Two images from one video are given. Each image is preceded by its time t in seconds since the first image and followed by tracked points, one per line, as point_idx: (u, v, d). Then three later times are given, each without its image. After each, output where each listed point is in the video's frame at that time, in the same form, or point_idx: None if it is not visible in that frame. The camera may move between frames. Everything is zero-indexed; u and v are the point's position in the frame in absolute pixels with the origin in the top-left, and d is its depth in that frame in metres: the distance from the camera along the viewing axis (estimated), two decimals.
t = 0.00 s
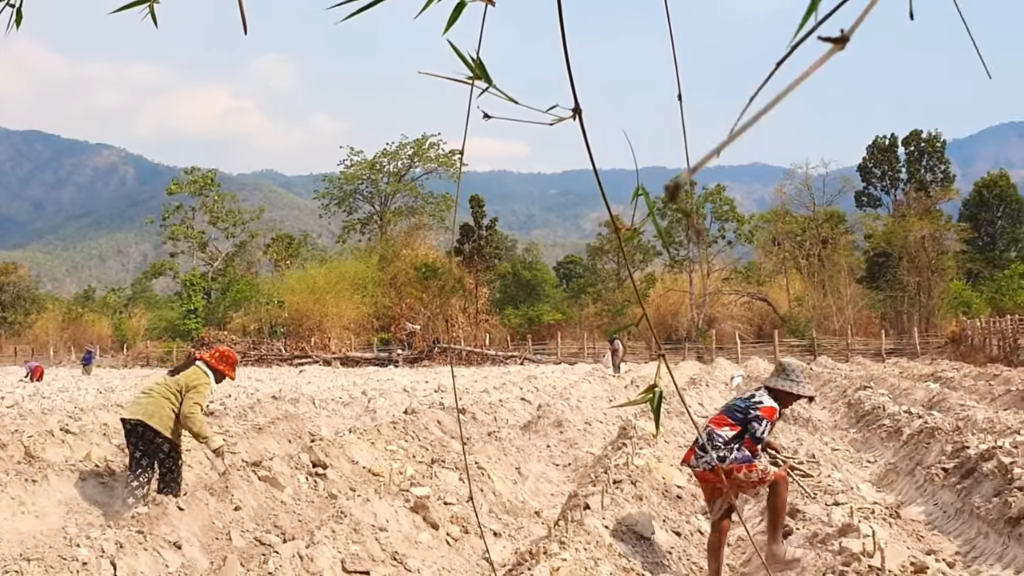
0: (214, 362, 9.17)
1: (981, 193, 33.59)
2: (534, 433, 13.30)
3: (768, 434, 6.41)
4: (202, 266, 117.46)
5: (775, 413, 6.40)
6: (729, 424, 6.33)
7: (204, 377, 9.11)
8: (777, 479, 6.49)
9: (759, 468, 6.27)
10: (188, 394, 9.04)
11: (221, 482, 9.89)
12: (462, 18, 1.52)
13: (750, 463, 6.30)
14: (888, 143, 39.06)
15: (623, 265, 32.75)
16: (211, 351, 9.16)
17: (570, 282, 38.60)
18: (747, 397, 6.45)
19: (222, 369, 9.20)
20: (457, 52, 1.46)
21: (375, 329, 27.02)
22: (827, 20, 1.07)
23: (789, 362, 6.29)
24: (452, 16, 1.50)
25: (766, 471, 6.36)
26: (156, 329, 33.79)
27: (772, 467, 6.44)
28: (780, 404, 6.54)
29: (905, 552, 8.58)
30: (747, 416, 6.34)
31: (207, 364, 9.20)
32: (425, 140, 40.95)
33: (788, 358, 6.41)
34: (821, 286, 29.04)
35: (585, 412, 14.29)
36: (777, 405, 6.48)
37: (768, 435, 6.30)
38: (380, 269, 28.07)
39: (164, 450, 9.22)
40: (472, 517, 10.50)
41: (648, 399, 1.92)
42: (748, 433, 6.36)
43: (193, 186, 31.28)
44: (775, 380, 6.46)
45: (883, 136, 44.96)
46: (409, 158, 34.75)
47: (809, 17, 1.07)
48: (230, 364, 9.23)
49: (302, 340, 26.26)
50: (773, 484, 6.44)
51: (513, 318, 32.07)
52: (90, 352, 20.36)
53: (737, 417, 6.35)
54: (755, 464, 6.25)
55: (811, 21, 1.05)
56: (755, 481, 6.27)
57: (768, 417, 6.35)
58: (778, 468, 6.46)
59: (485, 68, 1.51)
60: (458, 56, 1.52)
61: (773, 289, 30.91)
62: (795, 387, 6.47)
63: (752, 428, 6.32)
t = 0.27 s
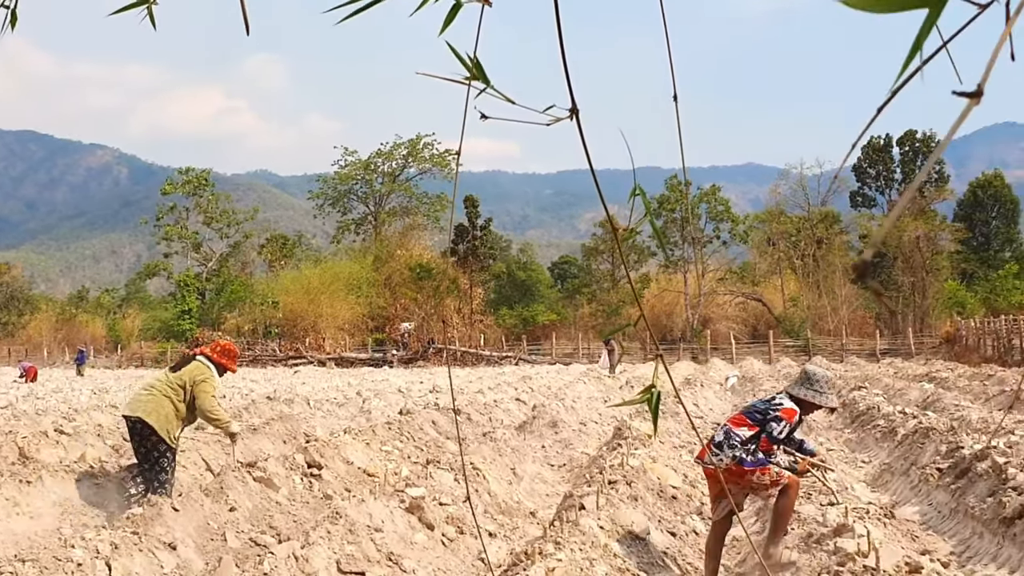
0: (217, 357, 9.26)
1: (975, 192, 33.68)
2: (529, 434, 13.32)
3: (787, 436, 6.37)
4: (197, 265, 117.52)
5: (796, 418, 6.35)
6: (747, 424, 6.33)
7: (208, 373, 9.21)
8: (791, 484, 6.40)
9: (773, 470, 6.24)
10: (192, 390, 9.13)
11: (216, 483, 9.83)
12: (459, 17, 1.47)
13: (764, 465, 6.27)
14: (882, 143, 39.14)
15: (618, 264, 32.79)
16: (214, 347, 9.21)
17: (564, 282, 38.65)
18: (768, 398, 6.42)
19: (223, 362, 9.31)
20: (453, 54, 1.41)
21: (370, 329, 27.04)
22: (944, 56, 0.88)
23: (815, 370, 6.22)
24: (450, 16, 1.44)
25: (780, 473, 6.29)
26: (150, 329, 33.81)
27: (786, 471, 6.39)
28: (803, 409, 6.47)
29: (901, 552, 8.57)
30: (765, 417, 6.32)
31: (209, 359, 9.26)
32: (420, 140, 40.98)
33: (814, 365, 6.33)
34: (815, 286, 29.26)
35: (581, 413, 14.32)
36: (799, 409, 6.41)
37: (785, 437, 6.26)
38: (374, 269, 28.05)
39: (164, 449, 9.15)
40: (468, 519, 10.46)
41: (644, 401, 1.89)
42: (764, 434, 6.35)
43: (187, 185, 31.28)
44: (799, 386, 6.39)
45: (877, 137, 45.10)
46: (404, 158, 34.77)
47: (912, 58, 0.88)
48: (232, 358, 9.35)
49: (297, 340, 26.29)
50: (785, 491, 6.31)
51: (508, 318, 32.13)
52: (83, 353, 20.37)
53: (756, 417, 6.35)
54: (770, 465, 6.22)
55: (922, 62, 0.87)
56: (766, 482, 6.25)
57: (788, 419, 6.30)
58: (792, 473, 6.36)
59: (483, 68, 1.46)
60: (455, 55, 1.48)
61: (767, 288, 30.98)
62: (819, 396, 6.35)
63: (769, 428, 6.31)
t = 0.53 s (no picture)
0: (222, 369, 9.17)
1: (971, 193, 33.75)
2: (525, 434, 13.36)
3: (799, 449, 6.33)
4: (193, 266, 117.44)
5: (811, 433, 6.33)
6: (762, 428, 6.33)
7: (211, 384, 9.15)
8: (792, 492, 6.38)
9: (778, 474, 6.23)
10: (194, 400, 9.11)
11: (212, 484, 9.76)
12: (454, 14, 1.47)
13: (768, 468, 6.25)
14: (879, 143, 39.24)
15: (613, 266, 32.88)
16: (219, 358, 9.13)
17: (560, 283, 38.72)
18: (788, 408, 6.42)
19: (229, 374, 9.23)
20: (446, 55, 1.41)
21: (366, 330, 27.07)
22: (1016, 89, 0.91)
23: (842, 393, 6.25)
24: (444, 16, 1.43)
25: (785, 479, 6.25)
26: (147, 330, 33.87)
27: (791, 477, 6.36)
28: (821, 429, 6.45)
29: (896, 552, 8.57)
30: (781, 425, 6.30)
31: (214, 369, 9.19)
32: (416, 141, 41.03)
33: (842, 389, 6.35)
34: (811, 287, 29.43)
35: (577, 413, 14.35)
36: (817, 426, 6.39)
37: (795, 447, 6.23)
38: (371, 270, 28.07)
39: (158, 450, 9.26)
40: (464, 519, 10.40)
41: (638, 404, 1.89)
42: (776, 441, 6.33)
43: (184, 186, 31.34)
44: (823, 407, 6.43)
45: (874, 137, 45.18)
46: (400, 159, 34.80)
47: (997, 86, 0.92)
48: (237, 371, 9.22)
49: (293, 341, 26.36)
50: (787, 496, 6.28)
51: (504, 319, 32.19)
52: (77, 353, 20.40)
53: (772, 424, 6.34)
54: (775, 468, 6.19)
55: (1002, 94, 0.90)
56: (770, 484, 6.24)
57: (804, 434, 6.28)
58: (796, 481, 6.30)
59: (479, 68, 1.46)
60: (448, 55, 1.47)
61: (763, 289, 31.03)
62: (839, 420, 6.36)
63: (782, 436, 6.28)
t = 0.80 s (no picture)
0: (220, 371, 9.18)
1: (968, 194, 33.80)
2: (522, 436, 13.38)
3: (797, 458, 6.31)
4: (190, 267, 117.30)
5: (813, 446, 6.31)
6: (766, 430, 6.36)
7: (208, 385, 9.14)
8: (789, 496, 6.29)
9: (774, 475, 6.18)
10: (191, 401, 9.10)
11: (209, 485, 9.72)
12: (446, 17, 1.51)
13: (763, 466, 6.23)
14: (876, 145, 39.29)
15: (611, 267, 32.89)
16: (218, 359, 9.15)
17: (558, 284, 38.72)
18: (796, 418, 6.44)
19: (228, 377, 9.24)
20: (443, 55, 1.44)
21: (363, 331, 27.07)
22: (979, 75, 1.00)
23: (849, 410, 6.12)
24: (438, 17, 1.46)
25: (779, 481, 6.19)
26: (144, 331, 33.81)
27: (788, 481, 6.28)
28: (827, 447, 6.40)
29: (893, 553, 8.57)
30: (783, 430, 6.32)
31: (213, 371, 9.20)
32: (414, 142, 41.06)
33: (850, 407, 6.26)
34: (809, 288, 29.51)
35: (574, 414, 14.37)
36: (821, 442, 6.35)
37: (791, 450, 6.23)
38: (368, 271, 28.05)
39: (156, 450, 9.12)
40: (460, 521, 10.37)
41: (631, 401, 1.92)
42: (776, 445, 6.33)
43: (181, 187, 31.35)
44: (832, 421, 6.30)
45: (871, 139, 45.24)
46: (398, 160, 34.86)
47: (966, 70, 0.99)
48: (236, 374, 9.23)
49: (290, 342, 26.40)
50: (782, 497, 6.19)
51: (502, 320, 32.22)
52: (72, 354, 20.37)
53: (776, 427, 6.35)
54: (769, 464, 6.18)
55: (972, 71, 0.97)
56: (761, 483, 6.20)
57: (806, 443, 6.27)
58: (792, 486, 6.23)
59: (471, 71, 1.48)
60: (442, 56, 1.50)
61: (761, 291, 31.06)
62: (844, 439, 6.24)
63: (782, 440, 6.28)
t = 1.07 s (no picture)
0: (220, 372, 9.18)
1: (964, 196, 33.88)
2: (519, 437, 13.40)
3: (780, 455, 6.34)
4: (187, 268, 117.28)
5: (794, 441, 6.35)
6: (748, 429, 6.37)
7: (207, 387, 9.13)
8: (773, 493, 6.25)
9: (757, 474, 6.17)
10: (188, 402, 9.09)
11: (206, 486, 9.69)
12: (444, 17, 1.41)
13: (746, 466, 6.22)
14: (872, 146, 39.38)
15: (608, 268, 32.95)
16: (217, 361, 9.15)
17: (555, 285, 38.74)
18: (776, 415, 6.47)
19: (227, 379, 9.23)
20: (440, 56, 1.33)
21: (360, 332, 27.10)
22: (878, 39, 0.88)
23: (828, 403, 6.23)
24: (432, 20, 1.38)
25: (763, 480, 6.18)
26: (141, 332, 33.80)
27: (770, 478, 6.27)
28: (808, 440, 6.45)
29: (890, 555, 8.57)
30: (765, 429, 6.33)
31: (212, 372, 9.20)
32: (411, 143, 41.08)
33: (830, 399, 6.33)
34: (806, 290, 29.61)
35: (571, 415, 14.37)
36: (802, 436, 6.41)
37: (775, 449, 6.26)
38: (366, 272, 28.05)
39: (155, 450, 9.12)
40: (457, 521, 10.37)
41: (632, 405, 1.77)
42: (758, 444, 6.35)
43: (179, 188, 31.34)
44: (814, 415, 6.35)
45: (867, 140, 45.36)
46: (395, 161, 34.88)
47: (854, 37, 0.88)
48: (235, 376, 9.22)
49: (287, 343, 26.24)
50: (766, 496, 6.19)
51: (499, 322, 32.27)
52: (67, 356, 20.34)
53: (757, 426, 6.37)
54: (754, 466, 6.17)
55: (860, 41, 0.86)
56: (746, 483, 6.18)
57: (787, 439, 6.31)
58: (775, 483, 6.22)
59: (470, 72, 1.38)
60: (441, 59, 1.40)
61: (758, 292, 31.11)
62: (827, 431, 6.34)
63: (763, 439, 6.30)
